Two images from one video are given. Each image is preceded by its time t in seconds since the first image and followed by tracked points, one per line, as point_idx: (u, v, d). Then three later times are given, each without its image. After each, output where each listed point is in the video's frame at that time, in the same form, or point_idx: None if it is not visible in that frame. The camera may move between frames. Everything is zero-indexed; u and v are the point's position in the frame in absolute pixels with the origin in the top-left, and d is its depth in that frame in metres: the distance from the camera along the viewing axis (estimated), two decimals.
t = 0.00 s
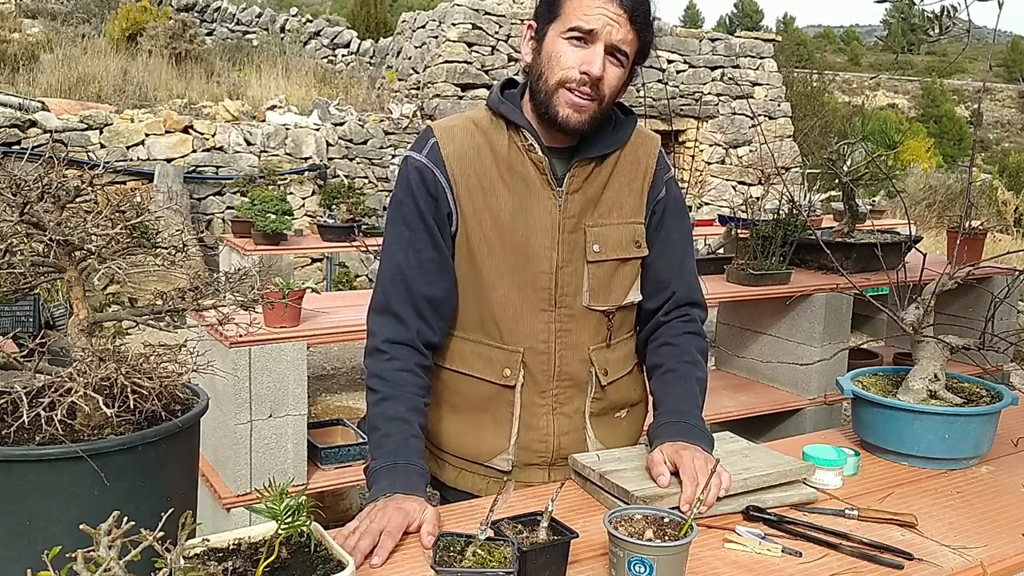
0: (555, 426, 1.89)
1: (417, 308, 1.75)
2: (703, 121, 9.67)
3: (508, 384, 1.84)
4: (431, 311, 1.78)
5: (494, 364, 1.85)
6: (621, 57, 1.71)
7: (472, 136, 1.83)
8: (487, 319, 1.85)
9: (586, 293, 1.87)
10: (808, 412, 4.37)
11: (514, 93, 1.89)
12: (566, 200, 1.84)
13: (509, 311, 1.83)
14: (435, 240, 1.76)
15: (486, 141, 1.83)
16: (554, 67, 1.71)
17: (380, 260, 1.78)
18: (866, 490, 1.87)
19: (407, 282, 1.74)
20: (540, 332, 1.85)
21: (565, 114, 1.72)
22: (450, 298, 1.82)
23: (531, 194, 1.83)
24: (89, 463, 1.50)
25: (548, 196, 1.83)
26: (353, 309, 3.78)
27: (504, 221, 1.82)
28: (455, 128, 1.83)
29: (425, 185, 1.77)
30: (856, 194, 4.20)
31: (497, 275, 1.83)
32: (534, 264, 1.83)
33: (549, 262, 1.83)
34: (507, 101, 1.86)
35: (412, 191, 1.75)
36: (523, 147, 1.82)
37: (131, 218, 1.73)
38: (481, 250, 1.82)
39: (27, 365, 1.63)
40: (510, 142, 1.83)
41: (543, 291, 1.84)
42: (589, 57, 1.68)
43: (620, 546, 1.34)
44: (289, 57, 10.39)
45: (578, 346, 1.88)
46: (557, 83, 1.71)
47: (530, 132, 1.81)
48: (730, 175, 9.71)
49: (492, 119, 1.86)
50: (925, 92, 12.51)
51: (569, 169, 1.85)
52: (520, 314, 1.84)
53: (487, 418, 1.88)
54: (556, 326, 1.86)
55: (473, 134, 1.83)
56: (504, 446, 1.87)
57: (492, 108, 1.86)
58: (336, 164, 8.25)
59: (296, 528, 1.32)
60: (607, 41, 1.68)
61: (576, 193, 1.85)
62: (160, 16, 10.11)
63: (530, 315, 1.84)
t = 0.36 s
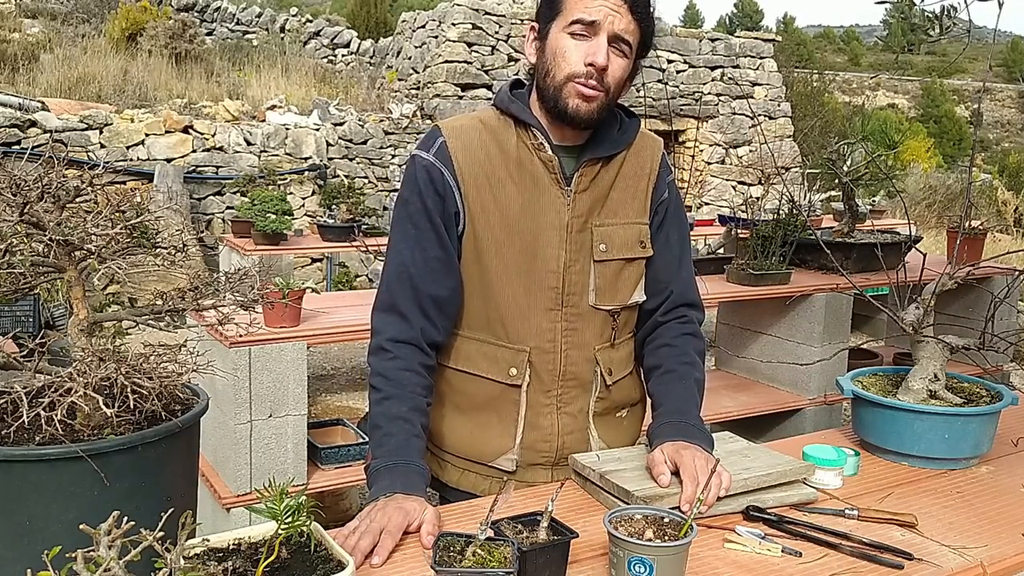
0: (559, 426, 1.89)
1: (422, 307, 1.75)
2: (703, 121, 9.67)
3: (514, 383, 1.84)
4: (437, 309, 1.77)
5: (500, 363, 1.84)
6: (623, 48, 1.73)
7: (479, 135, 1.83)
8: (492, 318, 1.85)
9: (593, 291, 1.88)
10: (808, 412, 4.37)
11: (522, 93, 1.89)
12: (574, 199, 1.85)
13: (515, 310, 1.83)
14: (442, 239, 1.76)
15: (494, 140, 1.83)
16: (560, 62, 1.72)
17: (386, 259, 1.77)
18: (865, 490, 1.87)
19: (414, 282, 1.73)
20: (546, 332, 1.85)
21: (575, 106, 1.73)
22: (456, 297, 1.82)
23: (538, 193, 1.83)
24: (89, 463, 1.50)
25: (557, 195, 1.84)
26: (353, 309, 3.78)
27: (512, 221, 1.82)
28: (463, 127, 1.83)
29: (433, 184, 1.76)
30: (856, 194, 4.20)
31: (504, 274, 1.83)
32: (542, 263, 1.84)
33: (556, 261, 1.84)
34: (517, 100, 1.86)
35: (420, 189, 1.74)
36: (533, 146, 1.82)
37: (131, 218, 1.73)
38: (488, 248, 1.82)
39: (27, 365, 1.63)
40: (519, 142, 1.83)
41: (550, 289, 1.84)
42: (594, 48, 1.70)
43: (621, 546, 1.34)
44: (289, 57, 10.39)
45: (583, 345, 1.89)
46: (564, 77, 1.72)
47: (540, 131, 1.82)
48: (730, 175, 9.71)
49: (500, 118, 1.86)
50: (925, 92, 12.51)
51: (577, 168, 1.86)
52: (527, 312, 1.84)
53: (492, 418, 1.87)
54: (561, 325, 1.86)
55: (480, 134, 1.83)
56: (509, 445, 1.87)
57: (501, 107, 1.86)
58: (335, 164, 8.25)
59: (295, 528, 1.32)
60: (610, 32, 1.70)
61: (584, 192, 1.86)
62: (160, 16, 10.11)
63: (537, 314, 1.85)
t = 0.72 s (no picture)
0: (558, 430, 1.89)
1: (417, 310, 1.76)
2: (703, 121, 9.66)
3: (509, 386, 1.85)
4: (433, 312, 1.78)
5: (495, 366, 1.85)
6: (581, 35, 1.72)
7: (465, 139, 1.84)
8: (486, 320, 1.85)
9: (586, 290, 1.87)
10: (808, 412, 4.37)
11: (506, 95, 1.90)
12: (561, 198, 1.84)
13: (508, 311, 1.84)
14: (432, 243, 1.77)
15: (480, 142, 1.84)
16: (518, 62, 1.74)
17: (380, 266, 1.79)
18: (866, 490, 1.87)
19: (407, 286, 1.74)
20: (540, 332, 1.85)
21: (536, 103, 1.75)
22: (450, 300, 1.83)
23: (526, 193, 1.83)
24: (89, 463, 1.50)
25: (544, 195, 1.83)
26: (353, 309, 3.78)
27: (501, 222, 1.83)
28: (449, 132, 1.84)
29: (420, 190, 1.78)
30: (856, 194, 4.20)
31: (495, 276, 1.84)
32: (532, 264, 1.83)
33: (546, 260, 1.83)
34: (500, 102, 1.87)
35: (408, 195, 1.77)
36: (516, 145, 1.82)
37: (131, 218, 1.73)
38: (479, 251, 1.83)
39: (27, 365, 1.63)
40: (503, 142, 1.83)
41: (542, 290, 1.84)
42: (546, 43, 1.71)
43: (620, 546, 1.34)
44: (289, 57, 10.39)
45: (579, 345, 1.88)
46: (523, 77, 1.74)
47: (521, 131, 1.81)
48: (730, 175, 9.72)
49: (486, 120, 1.86)
50: (925, 92, 12.51)
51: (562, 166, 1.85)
52: (521, 314, 1.84)
53: (490, 423, 1.88)
54: (556, 325, 1.86)
55: (466, 137, 1.84)
56: (507, 449, 1.88)
57: (485, 109, 1.86)
58: (336, 164, 8.25)
59: (296, 528, 1.32)
60: (560, 22, 1.70)
61: (572, 190, 1.85)
62: (160, 16, 10.11)
63: (531, 315, 1.84)
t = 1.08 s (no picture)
0: (560, 427, 1.89)
1: (418, 311, 1.76)
2: (702, 121, 9.67)
3: (512, 383, 1.85)
4: (434, 312, 1.78)
5: (498, 364, 1.85)
6: (600, 63, 1.69)
7: (463, 141, 1.84)
8: (487, 318, 1.85)
9: (586, 287, 1.87)
10: (808, 412, 4.37)
11: (504, 95, 1.89)
12: (559, 194, 1.84)
13: (509, 310, 1.84)
14: (432, 244, 1.78)
15: (478, 143, 1.84)
16: (536, 84, 1.71)
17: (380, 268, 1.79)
18: (865, 490, 1.87)
19: (408, 286, 1.75)
20: (542, 329, 1.85)
21: (552, 127, 1.75)
22: (452, 300, 1.83)
23: (525, 191, 1.83)
24: (88, 463, 1.50)
25: (542, 192, 1.84)
26: (353, 309, 3.78)
27: (500, 220, 1.82)
28: (447, 135, 1.85)
29: (420, 191, 1.78)
30: (856, 194, 4.20)
31: (496, 274, 1.83)
32: (533, 261, 1.83)
33: (547, 258, 1.83)
34: (497, 103, 1.86)
35: (407, 197, 1.77)
36: (513, 145, 1.82)
37: (132, 218, 1.73)
38: (480, 250, 1.83)
39: (27, 365, 1.63)
40: (500, 142, 1.83)
41: (543, 287, 1.84)
42: (568, 74, 1.67)
43: (620, 546, 1.34)
44: (289, 57, 10.39)
45: (581, 341, 1.88)
46: (539, 100, 1.72)
47: (519, 131, 1.81)
48: (730, 175, 9.72)
49: (483, 121, 1.86)
50: (925, 93, 12.51)
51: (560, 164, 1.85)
52: (522, 311, 1.84)
53: (493, 421, 1.89)
54: (558, 322, 1.85)
55: (465, 139, 1.85)
56: (511, 448, 1.88)
57: (482, 110, 1.86)
58: (336, 164, 8.25)
59: (296, 527, 1.32)
60: (585, 55, 1.65)
61: (570, 186, 1.85)
62: (160, 16, 10.12)
63: (532, 313, 1.84)
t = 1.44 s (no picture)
0: (566, 424, 1.89)
1: (424, 308, 1.75)
2: (702, 121, 9.67)
3: (520, 380, 1.85)
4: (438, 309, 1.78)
5: (505, 361, 1.85)
6: (615, 68, 1.70)
7: (473, 138, 1.84)
8: (494, 315, 1.85)
9: (593, 284, 1.88)
10: (808, 412, 4.37)
11: (512, 92, 1.89)
12: (570, 193, 1.85)
13: (516, 307, 1.84)
14: (441, 241, 1.77)
15: (487, 141, 1.84)
16: (550, 87, 1.71)
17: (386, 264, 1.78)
18: (866, 490, 1.87)
19: (414, 283, 1.74)
20: (549, 326, 1.86)
21: (565, 131, 1.76)
22: (457, 297, 1.82)
23: (534, 190, 1.83)
24: (89, 463, 1.50)
25: (552, 190, 1.84)
26: (353, 309, 3.78)
27: (508, 218, 1.83)
28: (456, 132, 1.84)
29: (429, 188, 1.77)
30: (856, 194, 4.20)
31: (503, 272, 1.84)
32: (541, 259, 1.84)
33: (555, 256, 1.84)
34: (506, 100, 1.86)
35: (416, 194, 1.76)
36: (523, 143, 1.83)
37: (131, 218, 1.73)
38: (487, 248, 1.83)
39: (27, 365, 1.63)
40: (510, 140, 1.84)
41: (551, 284, 1.85)
42: (583, 78, 1.67)
43: (620, 546, 1.34)
44: (289, 57, 10.39)
45: (588, 338, 1.89)
46: (553, 102, 1.72)
47: (530, 128, 1.81)
48: (730, 175, 9.72)
49: (492, 119, 1.86)
50: (925, 93, 12.51)
51: (570, 163, 1.86)
52: (529, 308, 1.84)
53: (500, 418, 1.88)
54: (565, 319, 1.86)
55: (474, 137, 1.84)
56: (518, 443, 1.87)
57: (491, 108, 1.86)
58: (336, 164, 8.25)
59: (296, 528, 1.32)
60: (601, 60, 1.66)
61: (580, 186, 1.86)
62: (160, 16, 10.12)
63: (540, 310, 1.85)
